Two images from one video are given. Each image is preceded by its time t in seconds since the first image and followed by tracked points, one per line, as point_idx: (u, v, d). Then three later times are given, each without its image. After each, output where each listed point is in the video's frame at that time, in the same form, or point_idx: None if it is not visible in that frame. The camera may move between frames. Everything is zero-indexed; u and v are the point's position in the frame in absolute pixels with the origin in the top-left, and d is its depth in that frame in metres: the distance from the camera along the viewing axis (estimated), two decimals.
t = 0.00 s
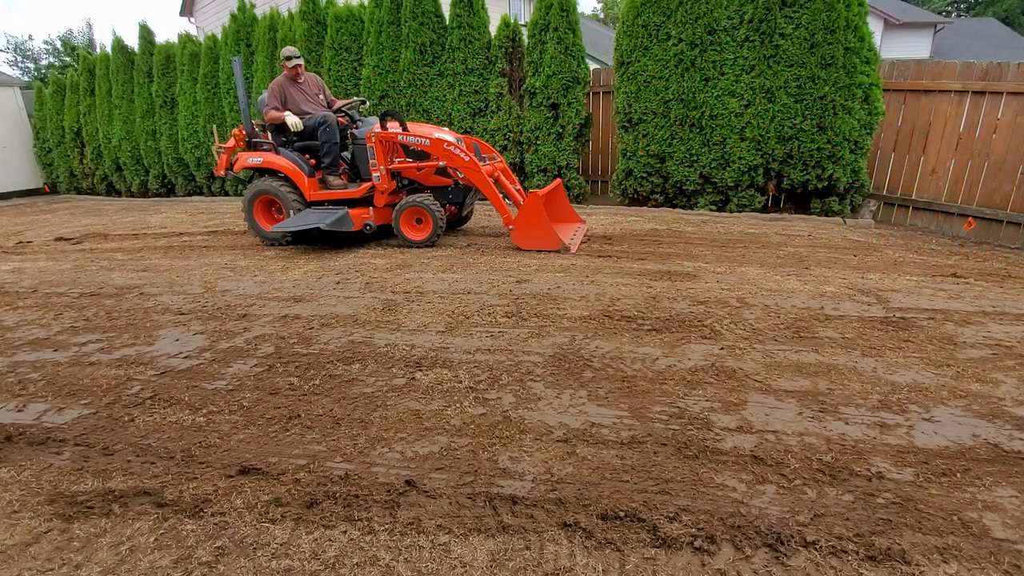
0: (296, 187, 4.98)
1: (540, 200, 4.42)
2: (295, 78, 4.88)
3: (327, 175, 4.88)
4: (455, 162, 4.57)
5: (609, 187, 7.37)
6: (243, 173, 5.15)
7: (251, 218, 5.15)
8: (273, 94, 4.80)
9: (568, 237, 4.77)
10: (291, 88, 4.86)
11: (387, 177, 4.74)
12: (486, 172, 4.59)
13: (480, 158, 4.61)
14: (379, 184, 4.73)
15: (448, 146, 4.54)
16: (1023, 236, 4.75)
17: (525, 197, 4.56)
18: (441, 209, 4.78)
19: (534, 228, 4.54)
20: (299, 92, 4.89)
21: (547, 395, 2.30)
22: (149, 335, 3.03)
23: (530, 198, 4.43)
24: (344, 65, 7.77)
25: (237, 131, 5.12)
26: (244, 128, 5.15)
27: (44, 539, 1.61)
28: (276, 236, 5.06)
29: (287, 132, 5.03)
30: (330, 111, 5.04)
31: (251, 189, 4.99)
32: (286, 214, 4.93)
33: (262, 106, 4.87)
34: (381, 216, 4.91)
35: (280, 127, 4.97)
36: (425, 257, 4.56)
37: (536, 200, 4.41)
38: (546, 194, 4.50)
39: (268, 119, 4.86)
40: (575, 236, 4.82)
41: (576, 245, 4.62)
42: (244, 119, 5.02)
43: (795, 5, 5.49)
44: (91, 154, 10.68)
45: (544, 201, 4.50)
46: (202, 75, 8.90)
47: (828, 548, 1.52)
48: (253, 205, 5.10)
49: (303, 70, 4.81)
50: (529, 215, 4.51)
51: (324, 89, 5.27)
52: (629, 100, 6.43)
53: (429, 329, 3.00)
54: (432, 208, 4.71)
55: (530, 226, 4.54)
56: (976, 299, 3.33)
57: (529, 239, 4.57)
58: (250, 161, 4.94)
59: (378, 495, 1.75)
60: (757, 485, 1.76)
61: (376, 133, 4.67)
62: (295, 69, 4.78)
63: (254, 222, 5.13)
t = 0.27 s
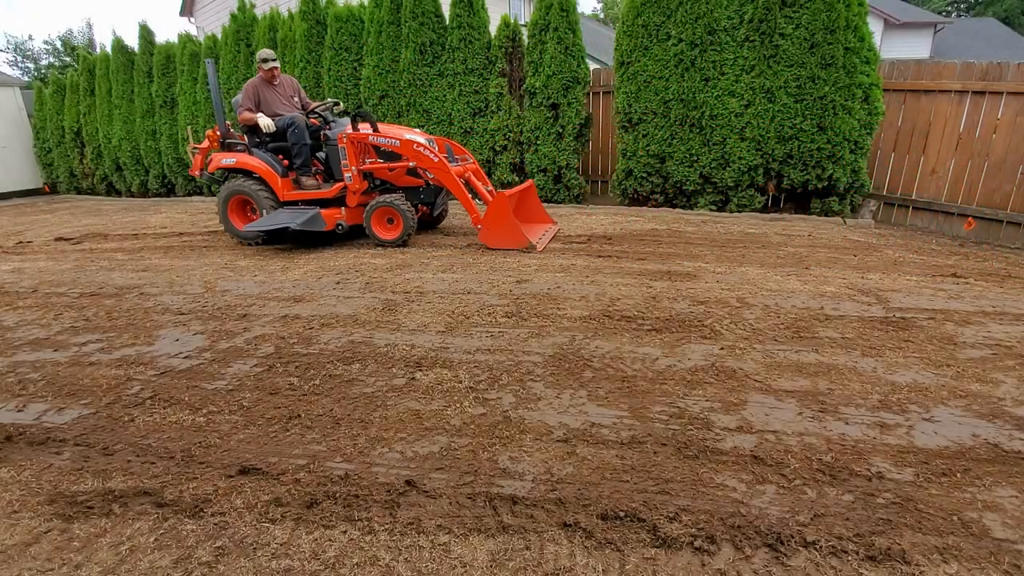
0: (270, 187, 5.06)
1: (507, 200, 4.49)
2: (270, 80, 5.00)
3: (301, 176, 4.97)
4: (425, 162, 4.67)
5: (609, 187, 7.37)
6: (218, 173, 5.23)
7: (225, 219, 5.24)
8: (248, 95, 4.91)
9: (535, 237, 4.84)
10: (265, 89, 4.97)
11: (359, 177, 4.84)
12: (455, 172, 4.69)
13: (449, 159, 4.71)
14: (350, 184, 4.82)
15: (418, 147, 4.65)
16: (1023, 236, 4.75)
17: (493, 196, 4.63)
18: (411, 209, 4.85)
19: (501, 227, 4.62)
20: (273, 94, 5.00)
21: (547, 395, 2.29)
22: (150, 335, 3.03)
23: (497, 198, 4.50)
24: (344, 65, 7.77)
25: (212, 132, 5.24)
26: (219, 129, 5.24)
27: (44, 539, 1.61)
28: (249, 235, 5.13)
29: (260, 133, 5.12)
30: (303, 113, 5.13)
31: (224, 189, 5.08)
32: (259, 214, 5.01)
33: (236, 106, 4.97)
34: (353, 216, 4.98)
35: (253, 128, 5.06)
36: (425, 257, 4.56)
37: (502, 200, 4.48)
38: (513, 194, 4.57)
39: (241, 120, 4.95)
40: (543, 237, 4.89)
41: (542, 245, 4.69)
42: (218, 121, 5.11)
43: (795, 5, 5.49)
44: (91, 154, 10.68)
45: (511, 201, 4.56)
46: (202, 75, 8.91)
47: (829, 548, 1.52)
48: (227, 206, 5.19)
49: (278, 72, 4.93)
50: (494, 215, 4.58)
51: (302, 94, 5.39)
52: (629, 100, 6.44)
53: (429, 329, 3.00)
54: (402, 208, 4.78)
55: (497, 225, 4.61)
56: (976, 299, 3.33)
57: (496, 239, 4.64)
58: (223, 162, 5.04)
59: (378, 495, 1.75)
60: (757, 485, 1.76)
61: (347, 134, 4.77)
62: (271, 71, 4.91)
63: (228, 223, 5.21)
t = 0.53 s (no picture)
0: (245, 187, 5.12)
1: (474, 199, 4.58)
2: (243, 83, 5.04)
3: (275, 176, 5.04)
4: (395, 163, 4.71)
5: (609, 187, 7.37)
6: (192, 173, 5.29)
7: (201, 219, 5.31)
8: (221, 97, 4.97)
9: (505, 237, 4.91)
10: (238, 92, 5.02)
11: (331, 177, 4.90)
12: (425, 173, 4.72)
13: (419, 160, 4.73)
14: (323, 184, 4.89)
15: (387, 148, 4.68)
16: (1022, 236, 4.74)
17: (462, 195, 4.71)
18: (384, 210, 4.90)
19: (470, 226, 4.70)
20: (247, 96, 5.05)
21: (547, 395, 2.30)
22: (150, 335, 3.03)
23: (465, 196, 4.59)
24: (344, 65, 7.77)
25: (185, 133, 5.28)
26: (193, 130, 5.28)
27: (44, 539, 1.61)
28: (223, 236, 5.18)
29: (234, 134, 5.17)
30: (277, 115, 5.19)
31: (199, 189, 5.14)
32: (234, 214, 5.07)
33: (209, 108, 5.02)
34: (326, 216, 5.05)
35: (227, 129, 5.11)
36: (425, 257, 4.56)
37: (470, 199, 4.56)
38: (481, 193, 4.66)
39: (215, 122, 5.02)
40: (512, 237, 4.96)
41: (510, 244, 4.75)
42: (192, 122, 5.16)
43: (795, 5, 5.48)
44: (91, 154, 10.67)
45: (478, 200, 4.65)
46: (202, 75, 8.91)
47: (829, 548, 1.52)
48: (203, 206, 5.25)
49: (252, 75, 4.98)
50: (463, 214, 4.66)
51: (275, 94, 5.44)
52: (629, 100, 6.44)
53: (429, 329, 3.00)
54: (374, 209, 4.84)
55: (465, 224, 4.69)
56: (976, 299, 3.33)
57: (463, 237, 4.72)
58: (198, 163, 5.10)
59: (378, 495, 1.75)
60: (757, 485, 1.76)
61: (320, 135, 4.84)
62: (243, 74, 4.95)
63: (203, 222, 5.26)
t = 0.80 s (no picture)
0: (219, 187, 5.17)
1: (443, 198, 4.64)
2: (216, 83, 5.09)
3: (249, 176, 5.09)
4: (367, 164, 4.78)
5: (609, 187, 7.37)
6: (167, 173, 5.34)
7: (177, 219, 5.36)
8: (193, 98, 5.03)
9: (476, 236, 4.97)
10: (211, 92, 5.08)
11: (305, 177, 4.97)
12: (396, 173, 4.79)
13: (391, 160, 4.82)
14: (296, 184, 4.96)
15: (359, 148, 4.76)
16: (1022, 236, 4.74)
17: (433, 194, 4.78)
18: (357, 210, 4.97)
19: (439, 224, 4.77)
20: (219, 97, 5.11)
21: (547, 395, 2.30)
22: (150, 335, 3.03)
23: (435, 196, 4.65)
24: (344, 65, 7.76)
25: (160, 134, 5.34)
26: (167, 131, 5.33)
27: (44, 539, 1.61)
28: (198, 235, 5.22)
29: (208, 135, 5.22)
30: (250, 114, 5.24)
31: (172, 189, 5.19)
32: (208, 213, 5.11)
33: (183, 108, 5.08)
34: (299, 215, 5.10)
35: (201, 130, 5.16)
36: (424, 257, 4.56)
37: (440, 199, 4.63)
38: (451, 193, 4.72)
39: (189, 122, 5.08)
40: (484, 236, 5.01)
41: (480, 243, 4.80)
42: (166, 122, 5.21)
43: (795, 5, 5.48)
44: (91, 154, 10.67)
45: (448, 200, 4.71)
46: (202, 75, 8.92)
47: (829, 548, 1.52)
48: (177, 206, 5.28)
49: (224, 75, 5.03)
50: (432, 213, 4.73)
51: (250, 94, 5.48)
52: (629, 100, 6.44)
53: (429, 329, 3.00)
54: (346, 208, 4.90)
55: (435, 223, 4.76)
56: (976, 299, 3.33)
57: (432, 234, 4.80)
58: (171, 163, 5.16)
59: (378, 495, 1.75)
60: (758, 485, 1.76)
61: (293, 135, 4.90)
62: (215, 74, 5.00)
63: (178, 222, 5.29)
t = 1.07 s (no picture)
0: (194, 187, 5.23)
1: (415, 198, 4.68)
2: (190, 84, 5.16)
3: (225, 176, 5.16)
4: (340, 163, 4.84)
5: (609, 187, 7.37)
6: (143, 173, 5.39)
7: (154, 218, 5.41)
8: (169, 98, 5.09)
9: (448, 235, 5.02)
10: (186, 93, 5.15)
11: (279, 177, 5.04)
12: (370, 172, 4.85)
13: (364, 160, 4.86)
14: (270, 183, 5.03)
15: (332, 148, 4.81)
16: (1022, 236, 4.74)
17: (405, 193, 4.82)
18: (331, 210, 5.05)
19: (411, 223, 4.81)
20: (194, 97, 5.18)
21: (547, 395, 2.30)
22: (150, 335, 3.03)
23: (406, 195, 4.69)
24: (344, 65, 7.76)
25: (135, 134, 5.38)
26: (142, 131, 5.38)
27: (44, 539, 1.61)
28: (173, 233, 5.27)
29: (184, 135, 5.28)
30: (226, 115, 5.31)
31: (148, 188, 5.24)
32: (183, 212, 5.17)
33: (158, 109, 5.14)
34: (274, 214, 5.18)
35: (177, 130, 5.22)
36: (424, 257, 4.55)
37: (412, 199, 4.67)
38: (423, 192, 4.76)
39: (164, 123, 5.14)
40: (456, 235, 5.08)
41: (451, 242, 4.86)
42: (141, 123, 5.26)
43: (795, 5, 5.47)
44: (91, 154, 10.59)
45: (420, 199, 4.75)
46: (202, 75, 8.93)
47: (828, 548, 1.52)
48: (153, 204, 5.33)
49: (198, 75, 5.11)
50: (404, 212, 4.77)
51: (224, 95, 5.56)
52: (629, 100, 6.45)
53: (430, 329, 3.00)
54: (320, 207, 4.99)
55: (406, 222, 4.80)
56: (976, 299, 3.33)
57: (404, 234, 4.84)
58: (147, 163, 5.21)
59: (378, 495, 1.75)
60: (758, 485, 1.76)
61: (266, 135, 4.96)
62: (190, 75, 5.08)
63: (153, 220, 5.34)
